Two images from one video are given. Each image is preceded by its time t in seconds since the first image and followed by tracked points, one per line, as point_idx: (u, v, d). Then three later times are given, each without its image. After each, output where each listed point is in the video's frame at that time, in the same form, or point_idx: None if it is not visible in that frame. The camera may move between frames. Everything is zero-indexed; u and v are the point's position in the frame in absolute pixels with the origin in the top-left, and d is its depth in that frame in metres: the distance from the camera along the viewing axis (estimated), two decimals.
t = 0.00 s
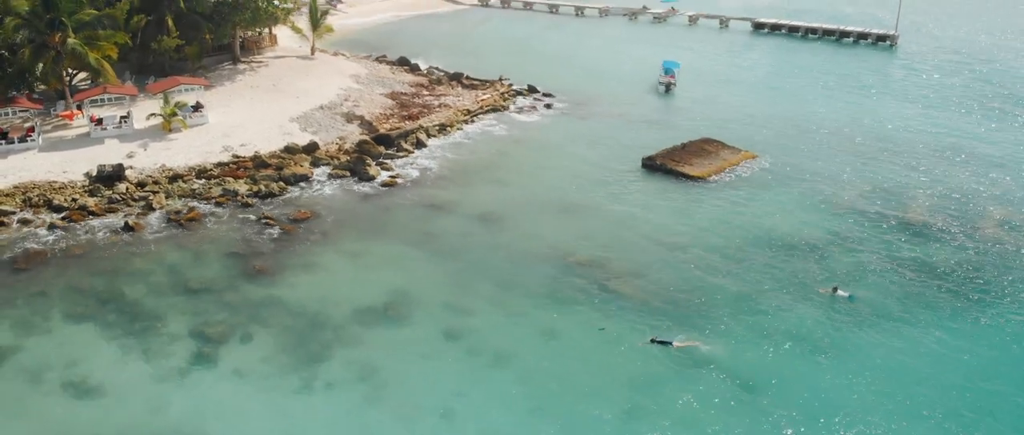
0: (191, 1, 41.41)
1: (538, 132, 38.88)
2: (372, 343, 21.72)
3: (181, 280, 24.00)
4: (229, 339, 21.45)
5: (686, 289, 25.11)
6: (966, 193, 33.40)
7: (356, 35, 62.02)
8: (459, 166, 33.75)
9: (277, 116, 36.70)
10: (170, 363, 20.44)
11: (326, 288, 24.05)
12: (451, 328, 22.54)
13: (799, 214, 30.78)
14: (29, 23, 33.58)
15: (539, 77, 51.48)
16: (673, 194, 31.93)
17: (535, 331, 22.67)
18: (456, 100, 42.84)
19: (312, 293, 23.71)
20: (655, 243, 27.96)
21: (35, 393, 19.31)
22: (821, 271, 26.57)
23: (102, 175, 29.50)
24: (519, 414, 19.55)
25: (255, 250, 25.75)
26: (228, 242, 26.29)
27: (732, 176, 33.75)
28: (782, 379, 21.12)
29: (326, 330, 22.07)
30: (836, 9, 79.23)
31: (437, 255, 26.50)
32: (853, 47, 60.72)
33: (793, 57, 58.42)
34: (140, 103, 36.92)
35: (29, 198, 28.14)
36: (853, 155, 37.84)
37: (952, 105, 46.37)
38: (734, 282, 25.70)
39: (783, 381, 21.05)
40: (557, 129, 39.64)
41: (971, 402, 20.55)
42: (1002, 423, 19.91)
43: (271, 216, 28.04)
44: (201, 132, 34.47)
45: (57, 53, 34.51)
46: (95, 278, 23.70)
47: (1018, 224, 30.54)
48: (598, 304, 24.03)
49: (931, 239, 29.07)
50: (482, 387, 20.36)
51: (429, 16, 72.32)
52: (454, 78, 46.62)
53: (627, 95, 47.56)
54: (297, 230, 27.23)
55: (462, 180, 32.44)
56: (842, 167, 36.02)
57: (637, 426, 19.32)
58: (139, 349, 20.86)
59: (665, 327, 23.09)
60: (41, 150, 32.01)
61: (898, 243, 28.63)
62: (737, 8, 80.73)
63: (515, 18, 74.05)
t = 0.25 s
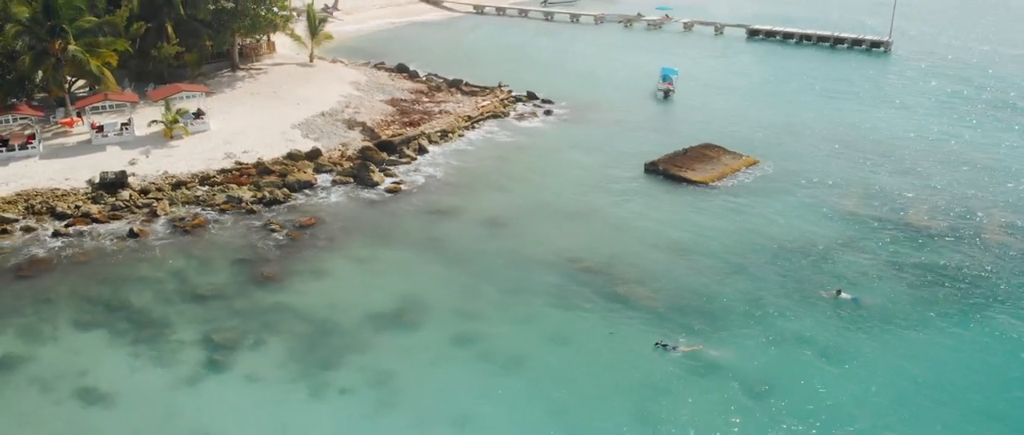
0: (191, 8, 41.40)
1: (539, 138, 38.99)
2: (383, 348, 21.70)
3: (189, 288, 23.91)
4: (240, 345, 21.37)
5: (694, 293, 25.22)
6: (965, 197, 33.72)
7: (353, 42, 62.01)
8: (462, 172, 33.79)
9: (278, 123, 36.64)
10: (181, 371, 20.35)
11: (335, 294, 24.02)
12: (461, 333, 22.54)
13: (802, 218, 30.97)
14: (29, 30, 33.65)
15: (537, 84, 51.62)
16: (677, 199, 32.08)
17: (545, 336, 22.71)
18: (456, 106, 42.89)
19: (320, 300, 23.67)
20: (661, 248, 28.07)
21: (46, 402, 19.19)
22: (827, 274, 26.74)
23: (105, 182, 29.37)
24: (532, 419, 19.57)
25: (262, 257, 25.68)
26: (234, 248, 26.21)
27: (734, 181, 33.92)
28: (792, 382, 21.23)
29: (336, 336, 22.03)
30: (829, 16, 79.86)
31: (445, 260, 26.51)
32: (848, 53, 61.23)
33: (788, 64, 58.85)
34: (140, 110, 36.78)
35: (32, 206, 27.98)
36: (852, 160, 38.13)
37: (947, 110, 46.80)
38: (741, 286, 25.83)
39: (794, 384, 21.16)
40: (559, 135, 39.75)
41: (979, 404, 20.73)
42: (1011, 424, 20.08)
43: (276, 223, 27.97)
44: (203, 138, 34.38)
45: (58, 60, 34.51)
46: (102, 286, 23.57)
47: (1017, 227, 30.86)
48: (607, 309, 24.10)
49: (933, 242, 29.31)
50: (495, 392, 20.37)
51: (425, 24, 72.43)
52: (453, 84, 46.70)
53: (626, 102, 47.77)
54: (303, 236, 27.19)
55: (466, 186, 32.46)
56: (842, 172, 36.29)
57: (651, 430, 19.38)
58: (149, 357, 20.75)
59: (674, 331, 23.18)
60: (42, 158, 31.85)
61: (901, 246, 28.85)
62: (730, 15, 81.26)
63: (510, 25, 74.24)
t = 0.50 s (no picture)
0: (192, 14, 41.41)
1: (541, 143, 39.07)
2: (393, 353, 21.65)
3: (195, 294, 23.80)
4: (249, 351, 21.28)
5: (700, 297, 25.29)
6: (964, 201, 34.00)
7: (350, 49, 61.99)
8: (465, 178, 33.81)
9: (280, 129, 36.59)
10: (190, 377, 20.25)
11: (342, 300, 23.96)
12: (470, 338, 22.52)
13: (805, 222, 31.13)
14: (29, 36, 33.70)
15: (536, 90, 51.73)
16: (680, 203, 32.19)
17: (554, 340, 22.71)
18: (457, 112, 42.94)
19: (328, 305, 23.61)
20: (666, 252, 28.15)
21: (55, 409, 19.05)
22: (831, 278, 26.87)
23: (108, 189, 29.24)
24: (544, 423, 19.55)
25: (269, 263, 25.61)
26: (240, 254, 26.12)
27: (736, 185, 34.07)
28: (802, 384, 21.32)
29: (346, 341, 21.96)
30: (822, 22, 80.44)
31: (451, 265, 26.50)
32: (843, 59, 61.69)
33: (785, 69, 59.22)
34: (141, 117, 36.67)
35: (35, 212, 27.83)
36: (852, 164, 38.38)
37: (943, 115, 47.19)
38: (747, 289, 25.92)
39: (803, 386, 21.24)
40: (560, 140, 39.84)
41: (987, 405, 20.86)
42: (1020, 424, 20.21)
43: (281, 229, 27.90)
44: (205, 145, 34.28)
45: (58, 66, 34.50)
46: (108, 293, 23.44)
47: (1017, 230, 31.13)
48: (615, 313, 24.13)
49: (936, 245, 29.50)
50: (506, 396, 20.36)
51: (422, 30, 72.57)
52: (452, 90, 46.76)
53: (625, 108, 47.96)
54: (308, 242, 27.13)
55: (469, 191, 32.46)
56: (842, 176, 36.52)
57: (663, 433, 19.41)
58: (157, 363, 20.64)
59: (683, 335, 23.24)
60: (43, 164, 31.69)
61: (904, 250, 29.04)
62: (725, 22, 81.74)
63: (507, 32, 74.41)
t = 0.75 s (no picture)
0: (192, 21, 41.38)
1: (542, 149, 39.16)
2: (404, 359, 21.60)
3: (203, 301, 23.67)
4: (260, 358, 21.17)
5: (708, 301, 25.36)
6: (964, 205, 34.29)
7: (347, 56, 61.99)
8: (469, 184, 33.82)
9: (282, 136, 36.51)
10: (202, 385, 20.13)
11: (351, 306, 23.89)
12: (481, 343, 22.49)
13: (808, 227, 31.29)
14: (30, 44, 33.63)
15: (534, 97, 51.85)
16: (684, 209, 32.29)
17: (565, 345, 22.70)
18: (457, 118, 42.98)
19: (338, 312, 23.53)
20: (672, 257, 28.23)
21: (66, 418, 18.88)
22: (837, 281, 27.01)
23: (111, 197, 29.07)
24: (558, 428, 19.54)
25: (276, 270, 25.53)
26: (246, 261, 26.01)
27: (738, 191, 34.22)
28: (813, 387, 21.40)
29: (357, 348, 21.89)
30: (816, 28, 81.06)
31: (458, 271, 26.48)
32: (838, 64, 62.16)
33: (780, 75, 59.61)
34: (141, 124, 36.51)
35: (38, 220, 27.64)
36: (851, 169, 38.63)
37: (939, 120, 47.63)
38: (754, 294, 26.01)
39: (814, 390, 21.32)
40: (561, 146, 39.93)
41: (996, 407, 21.01)
42: None
43: (286, 235, 27.82)
44: (207, 152, 34.17)
45: (59, 74, 34.39)
46: (115, 301, 23.29)
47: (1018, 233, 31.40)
48: (624, 318, 24.16)
49: (938, 249, 29.73)
50: (519, 402, 20.34)
51: (418, 37, 72.65)
52: (452, 97, 46.81)
53: (624, 114, 48.15)
54: (315, 248, 27.05)
55: (473, 197, 32.48)
56: (843, 181, 36.75)
57: None
58: (168, 371, 20.51)
59: (693, 339, 23.28)
60: (45, 172, 31.48)
61: (907, 253, 29.24)
62: (718, 29, 82.29)
63: (502, 38, 74.59)
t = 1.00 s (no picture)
0: (191, 28, 41.27)
1: (543, 155, 39.24)
2: (413, 366, 21.56)
3: (209, 309, 23.56)
4: (268, 365, 21.08)
5: (714, 307, 25.43)
6: (963, 210, 34.58)
7: (345, 63, 61.99)
8: (471, 190, 33.84)
9: (283, 142, 36.44)
10: (210, 392, 20.03)
11: (358, 313, 23.85)
12: (489, 349, 22.48)
13: (810, 232, 31.46)
14: (30, 50, 33.50)
15: (532, 104, 51.94)
16: (686, 214, 32.41)
17: (573, 350, 22.71)
18: (457, 125, 43.01)
19: (345, 318, 23.49)
20: (676, 263, 28.32)
21: (74, 426, 18.75)
22: (841, 286, 27.13)
23: (113, 204, 28.93)
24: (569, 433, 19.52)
25: (281, 277, 25.45)
26: (251, 268, 25.91)
27: (739, 196, 34.36)
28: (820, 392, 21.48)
29: (365, 354, 21.84)
30: (809, 35, 81.72)
31: (463, 277, 26.46)
32: (833, 71, 62.62)
33: (777, 82, 59.99)
34: (141, 131, 36.39)
35: (40, 228, 27.47)
36: (850, 175, 38.89)
37: (934, 126, 48.00)
38: (759, 299, 26.10)
39: (822, 394, 21.39)
40: (562, 152, 40.02)
41: (1003, 410, 21.16)
42: None
43: (290, 242, 27.73)
44: (209, 159, 34.07)
45: (59, 81, 34.29)
46: (120, 308, 23.16)
47: (1017, 238, 31.66)
48: (631, 324, 24.20)
49: (939, 253, 29.94)
50: (530, 407, 20.33)
51: (415, 44, 72.76)
52: (451, 104, 46.87)
53: (623, 121, 48.32)
54: (319, 255, 26.98)
55: (476, 204, 32.47)
56: (842, 187, 36.99)
57: None
58: (176, 379, 20.41)
59: (700, 344, 23.33)
60: (45, 179, 31.31)
61: (909, 258, 29.44)
62: (713, 36, 82.75)
63: (499, 46, 74.74)
